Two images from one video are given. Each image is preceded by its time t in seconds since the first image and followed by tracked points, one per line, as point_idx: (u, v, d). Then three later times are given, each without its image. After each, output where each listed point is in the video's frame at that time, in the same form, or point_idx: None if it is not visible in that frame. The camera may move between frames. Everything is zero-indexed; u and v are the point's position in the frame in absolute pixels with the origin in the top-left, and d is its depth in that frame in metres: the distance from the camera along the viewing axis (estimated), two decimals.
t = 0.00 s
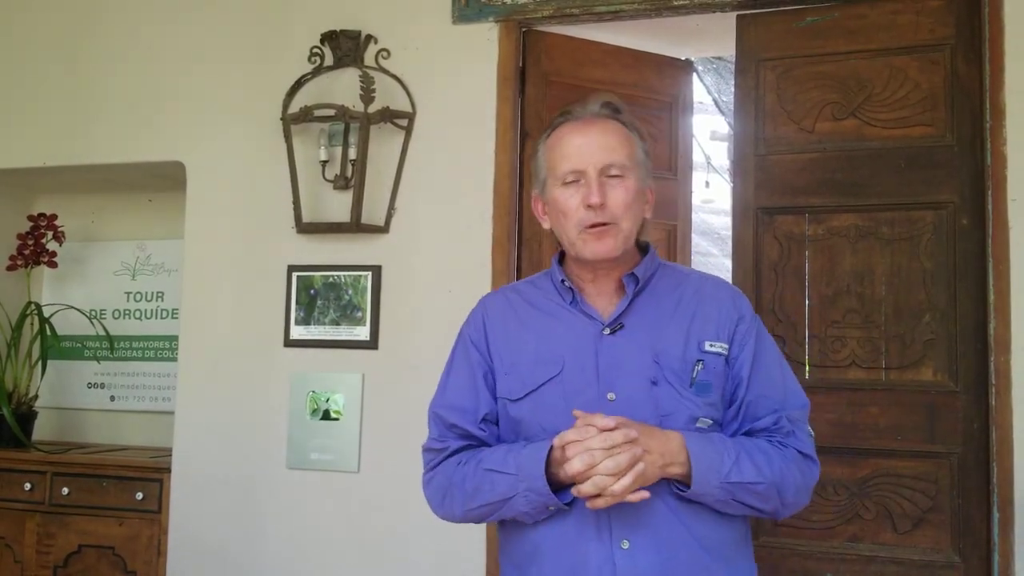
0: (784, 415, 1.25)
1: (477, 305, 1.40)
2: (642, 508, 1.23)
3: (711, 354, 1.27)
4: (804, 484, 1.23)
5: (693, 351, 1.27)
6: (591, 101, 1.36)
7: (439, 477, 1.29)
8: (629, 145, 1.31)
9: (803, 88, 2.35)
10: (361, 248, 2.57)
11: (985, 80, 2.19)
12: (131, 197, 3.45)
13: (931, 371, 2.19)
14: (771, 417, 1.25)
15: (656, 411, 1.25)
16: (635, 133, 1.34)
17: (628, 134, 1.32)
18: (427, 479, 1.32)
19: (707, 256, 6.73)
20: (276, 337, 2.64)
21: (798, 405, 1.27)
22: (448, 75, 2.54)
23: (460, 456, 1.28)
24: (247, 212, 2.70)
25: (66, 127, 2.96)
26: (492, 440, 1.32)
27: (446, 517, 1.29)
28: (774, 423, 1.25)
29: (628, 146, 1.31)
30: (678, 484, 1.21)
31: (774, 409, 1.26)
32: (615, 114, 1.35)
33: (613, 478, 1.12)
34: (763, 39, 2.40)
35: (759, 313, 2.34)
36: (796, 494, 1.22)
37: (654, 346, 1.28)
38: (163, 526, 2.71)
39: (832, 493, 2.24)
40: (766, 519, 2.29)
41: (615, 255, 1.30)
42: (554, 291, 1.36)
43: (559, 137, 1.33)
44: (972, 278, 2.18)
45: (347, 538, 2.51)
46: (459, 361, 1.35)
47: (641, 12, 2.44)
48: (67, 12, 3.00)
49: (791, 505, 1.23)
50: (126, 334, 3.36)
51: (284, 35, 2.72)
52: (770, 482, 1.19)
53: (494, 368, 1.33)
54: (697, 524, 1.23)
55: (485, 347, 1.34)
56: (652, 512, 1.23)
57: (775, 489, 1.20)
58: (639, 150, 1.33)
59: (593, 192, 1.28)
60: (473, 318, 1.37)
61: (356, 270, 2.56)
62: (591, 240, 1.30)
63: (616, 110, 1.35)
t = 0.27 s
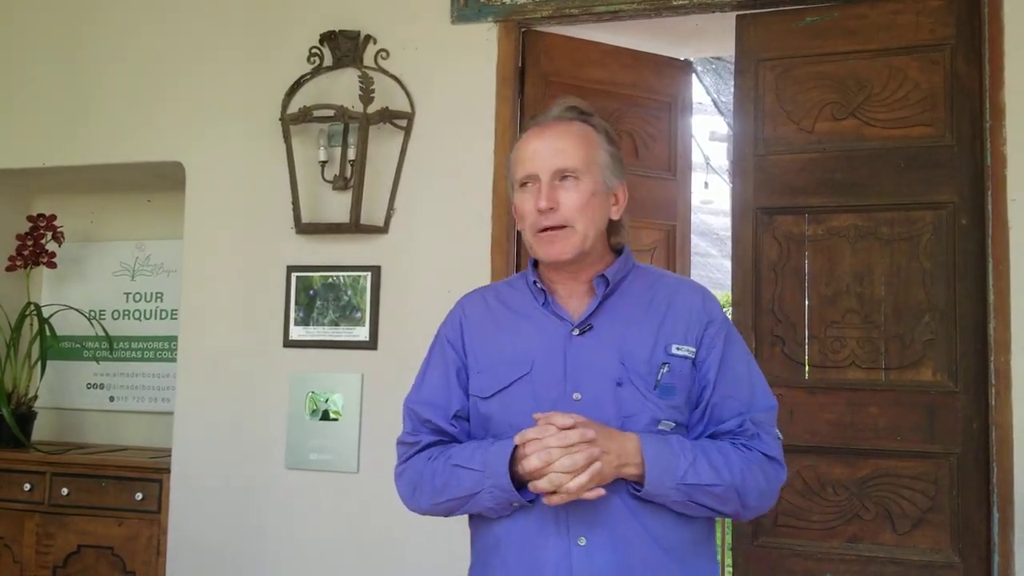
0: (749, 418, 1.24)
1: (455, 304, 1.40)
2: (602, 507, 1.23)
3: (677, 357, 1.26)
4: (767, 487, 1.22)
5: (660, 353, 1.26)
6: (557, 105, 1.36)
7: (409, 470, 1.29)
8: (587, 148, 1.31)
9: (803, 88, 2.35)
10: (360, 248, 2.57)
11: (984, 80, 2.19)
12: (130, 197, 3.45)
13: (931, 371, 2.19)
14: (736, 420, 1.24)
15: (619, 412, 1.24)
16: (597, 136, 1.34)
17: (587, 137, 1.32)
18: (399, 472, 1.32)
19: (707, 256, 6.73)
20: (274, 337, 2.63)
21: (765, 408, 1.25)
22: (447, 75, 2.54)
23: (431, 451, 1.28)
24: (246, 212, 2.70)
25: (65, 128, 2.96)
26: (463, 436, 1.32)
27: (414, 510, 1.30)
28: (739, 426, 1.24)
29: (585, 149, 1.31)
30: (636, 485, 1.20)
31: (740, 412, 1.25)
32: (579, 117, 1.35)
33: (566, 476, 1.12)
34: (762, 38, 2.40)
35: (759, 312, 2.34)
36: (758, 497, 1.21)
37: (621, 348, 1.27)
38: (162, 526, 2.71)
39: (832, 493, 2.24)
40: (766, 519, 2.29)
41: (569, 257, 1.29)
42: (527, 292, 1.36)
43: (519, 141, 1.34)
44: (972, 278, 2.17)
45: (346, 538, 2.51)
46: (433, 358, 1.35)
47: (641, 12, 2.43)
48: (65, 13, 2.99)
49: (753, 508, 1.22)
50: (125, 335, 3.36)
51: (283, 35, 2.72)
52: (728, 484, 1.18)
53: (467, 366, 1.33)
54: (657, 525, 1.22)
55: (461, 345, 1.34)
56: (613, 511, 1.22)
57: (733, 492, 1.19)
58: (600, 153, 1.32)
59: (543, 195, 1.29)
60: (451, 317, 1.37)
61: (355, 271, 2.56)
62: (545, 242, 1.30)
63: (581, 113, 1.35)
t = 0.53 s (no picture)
0: (713, 435, 1.22)
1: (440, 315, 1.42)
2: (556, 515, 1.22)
3: (643, 372, 1.25)
4: (726, 505, 1.20)
5: (626, 368, 1.25)
6: (529, 122, 1.36)
7: (384, 472, 1.31)
8: (552, 167, 1.30)
9: (803, 88, 2.35)
10: (359, 248, 2.57)
11: (984, 79, 2.18)
12: (129, 198, 3.45)
13: (930, 371, 2.19)
14: (699, 436, 1.23)
15: (580, 424, 1.24)
16: (564, 153, 1.33)
17: (553, 155, 1.31)
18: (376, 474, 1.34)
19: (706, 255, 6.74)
20: (274, 338, 2.63)
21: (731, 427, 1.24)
22: (445, 75, 2.54)
23: (404, 455, 1.30)
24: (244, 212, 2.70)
25: (64, 128, 2.96)
26: (438, 442, 1.34)
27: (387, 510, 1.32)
28: (701, 442, 1.22)
29: (550, 168, 1.30)
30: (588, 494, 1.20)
31: (705, 429, 1.23)
32: (550, 134, 1.34)
33: (511, 478, 1.13)
34: (762, 38, 2.39)
35: (758, 313, 2.33)
36: (715, 514, 1.20)
37: (587, 360, 1.27)
38: (161, 527, 2.71)
39: (831, 493, 2.24)
40: (765, 519, 2.29)
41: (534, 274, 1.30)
42: (504, 304, 1.37)
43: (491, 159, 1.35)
44: (971, 278, 2.17)
45: (345, 538, 2.51)
46: (414, 365, 1.37)
47: (640, 12, 2.43)
48: (64, 14, 2.99)
49: (710, 526, 1.20)
50: (124, 335, 3.36)
51: (282, 35, 2.72)
52: (682, 500, 1.17)
53: (444, 374, 1.35)
54: (611, 536, 1.21)
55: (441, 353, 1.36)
56: (567, 519, 1.22)
57: (687, 508, 1.18)
58: (568, 171, 1.31)
59: (506, 213, 1.29)
60: (435, 327, 1.39)
61: (354, 271, 2.56)
62: (512, 259, 1.31)
63: (552, 131, 1.34)
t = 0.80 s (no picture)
0: (691, 431, 1.21)
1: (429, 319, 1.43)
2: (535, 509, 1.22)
3: (622, 368, 1.24)
4: (703, 500, 1.19)
5: (605, 364, 1.25)
6: (514, 127, 1.37)
7: (371, 472, 1.32)
8: (534, 170, 1.31)
9: (802, 88, 2.35)
10: (358, 248, 2.57)
11: (983, 79, 2.18)
12: (128, 198, 3.45)
13: (930, 371, 2.19)
14: (677, 432, 1.21)
15: (558, 419, 1.24)
16: (547, 157, 1.34)
17: (535, 158, 1.32)
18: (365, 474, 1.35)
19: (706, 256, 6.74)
20: (273, 338, 2.63)
21: (710, 422, 1.22)
22: (444, 75, 2.54)
23: (391, 455, 1.31)
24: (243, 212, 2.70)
25: (63, 128, 2.96)
26: (424, 442, 1.34)
27: (375, 509, 1.33)
28: (679, 438, 1.21)
29: (532, 170, 1.31)
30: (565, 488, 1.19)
31: (684, 425, 1.22)
32: (534, 139, 1.35)
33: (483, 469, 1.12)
34: (761, 38, 2.39)
35: (758, 313, 2.33)
36: (692, 509, 1.18)
37: (567, 357, 1.27)
38: (161, 526, 2.71)
39: (831, 493, 2.24)
40: (764, 519, 2.29)
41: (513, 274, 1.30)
42: (490, 305, 1.37)
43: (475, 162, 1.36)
44: (971, 278, 2.17)
45: (344, 538, 2.50)
46: (403, 367, 1.39)
47: (640, 12, 2.43)
48: (63, 14, 2.99)
49: (689, 520, 1.19)
50: (124, 335, 3.35)
51: (280, 35, 2.72)
52: (657, 493, 1.16)
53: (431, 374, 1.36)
54: (589, 530, 1.21)
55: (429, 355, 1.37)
56: (544, 513, 1.21)
57: (663, 502, 1.16)
58: (550, 173, 1.32)
59: (487, 214, 1.30)
60: (425, 329, 1.40)
61: (353, 271, 2.56)
62: (492, 259, 1.31)
63: (536, 135, 1.35)
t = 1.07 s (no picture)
0: (685, 426, 1.21)
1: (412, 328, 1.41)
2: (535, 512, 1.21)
3: (614, 366, 1.25)
4: (702, 493, 1.19)
5: (597, 363, 1.25)
6: (493, 133, 1.38)
7: (363, 484, 1.29)
8: (515, 174, 1.31)
9: (802, 88, 2.35)
10: (358, 248, 2.57)
11: (983, 79, 2.18)
12: (127, 198, 3.44)
13: (930, 371, 2.18)
14: (671, 427, 1.21)
15: (554, 420, 1.24)
16: (527, 160, 1.34)
17: (516, 163, 1.32)
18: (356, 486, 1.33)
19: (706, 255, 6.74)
20: (272, 338, 2.63)
21: (702, 416, 1.23)
22: (443, 75, 2.54)
23: (382, 465, 1.29)
24: (242, 212, 2.69)
25: (62, 128, 2.96)
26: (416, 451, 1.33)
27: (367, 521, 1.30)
28: (674, 433, 1.21)
29: (512, 174, 1.31)
30: (567, 489, 1.19)
31: (677, 420, 1.22)
32: (514, 144, 1.36)
33: (489, 475, 1.11)
34: (761, 39, 2.39)
35: (758, 314, 2.33)
36: (693, 503, 1.18)
37: (559, 358, 1.26)
38: (160, 527, 2.70)
39: (830, 494, 2.24)
40: (763, 520, 2.28)
41: (496, 277, 1.29)
42: (476, 310, 1.36)
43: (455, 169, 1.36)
44: (970, 278, 2.17)
45: (344, 538, 2.50)
46: (389, 377, 1.37)
47: (639, 12, 2.43)
48: (61, 14, 2.99)
49: (690, 514, 1.19)
50: (123, 336, 3.35)
51: (280, 35, 2.71)
52: (658, 490, 1.16)
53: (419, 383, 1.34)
54: (592, 529, 1.20)
55: (415, 363, 1.35)
56: (545, 514, 1.21)
57: (665, 498, 1.16)
58: (530, 177, 1.33)
59: (468, 218, 1.29)
60: (408, 338, 1.38)
61: (353, 271, 2.55)
62: (474, 264, 1.30)
63: (516, 140, 1.36)
